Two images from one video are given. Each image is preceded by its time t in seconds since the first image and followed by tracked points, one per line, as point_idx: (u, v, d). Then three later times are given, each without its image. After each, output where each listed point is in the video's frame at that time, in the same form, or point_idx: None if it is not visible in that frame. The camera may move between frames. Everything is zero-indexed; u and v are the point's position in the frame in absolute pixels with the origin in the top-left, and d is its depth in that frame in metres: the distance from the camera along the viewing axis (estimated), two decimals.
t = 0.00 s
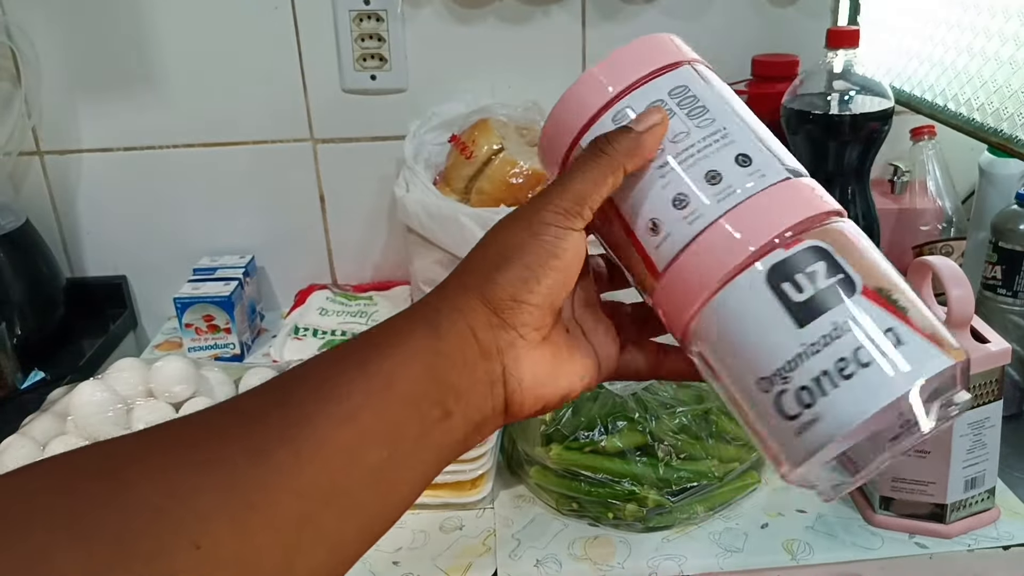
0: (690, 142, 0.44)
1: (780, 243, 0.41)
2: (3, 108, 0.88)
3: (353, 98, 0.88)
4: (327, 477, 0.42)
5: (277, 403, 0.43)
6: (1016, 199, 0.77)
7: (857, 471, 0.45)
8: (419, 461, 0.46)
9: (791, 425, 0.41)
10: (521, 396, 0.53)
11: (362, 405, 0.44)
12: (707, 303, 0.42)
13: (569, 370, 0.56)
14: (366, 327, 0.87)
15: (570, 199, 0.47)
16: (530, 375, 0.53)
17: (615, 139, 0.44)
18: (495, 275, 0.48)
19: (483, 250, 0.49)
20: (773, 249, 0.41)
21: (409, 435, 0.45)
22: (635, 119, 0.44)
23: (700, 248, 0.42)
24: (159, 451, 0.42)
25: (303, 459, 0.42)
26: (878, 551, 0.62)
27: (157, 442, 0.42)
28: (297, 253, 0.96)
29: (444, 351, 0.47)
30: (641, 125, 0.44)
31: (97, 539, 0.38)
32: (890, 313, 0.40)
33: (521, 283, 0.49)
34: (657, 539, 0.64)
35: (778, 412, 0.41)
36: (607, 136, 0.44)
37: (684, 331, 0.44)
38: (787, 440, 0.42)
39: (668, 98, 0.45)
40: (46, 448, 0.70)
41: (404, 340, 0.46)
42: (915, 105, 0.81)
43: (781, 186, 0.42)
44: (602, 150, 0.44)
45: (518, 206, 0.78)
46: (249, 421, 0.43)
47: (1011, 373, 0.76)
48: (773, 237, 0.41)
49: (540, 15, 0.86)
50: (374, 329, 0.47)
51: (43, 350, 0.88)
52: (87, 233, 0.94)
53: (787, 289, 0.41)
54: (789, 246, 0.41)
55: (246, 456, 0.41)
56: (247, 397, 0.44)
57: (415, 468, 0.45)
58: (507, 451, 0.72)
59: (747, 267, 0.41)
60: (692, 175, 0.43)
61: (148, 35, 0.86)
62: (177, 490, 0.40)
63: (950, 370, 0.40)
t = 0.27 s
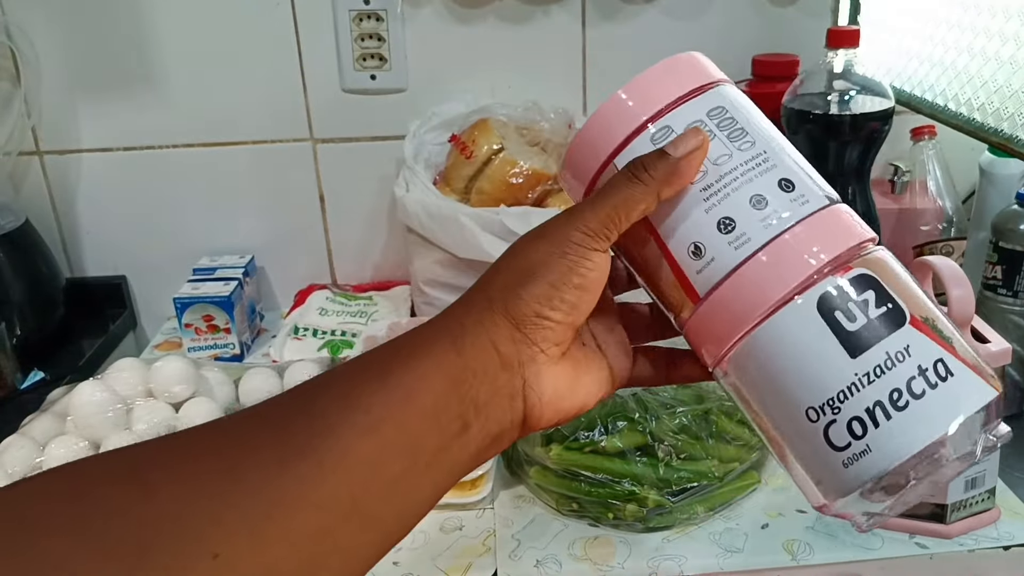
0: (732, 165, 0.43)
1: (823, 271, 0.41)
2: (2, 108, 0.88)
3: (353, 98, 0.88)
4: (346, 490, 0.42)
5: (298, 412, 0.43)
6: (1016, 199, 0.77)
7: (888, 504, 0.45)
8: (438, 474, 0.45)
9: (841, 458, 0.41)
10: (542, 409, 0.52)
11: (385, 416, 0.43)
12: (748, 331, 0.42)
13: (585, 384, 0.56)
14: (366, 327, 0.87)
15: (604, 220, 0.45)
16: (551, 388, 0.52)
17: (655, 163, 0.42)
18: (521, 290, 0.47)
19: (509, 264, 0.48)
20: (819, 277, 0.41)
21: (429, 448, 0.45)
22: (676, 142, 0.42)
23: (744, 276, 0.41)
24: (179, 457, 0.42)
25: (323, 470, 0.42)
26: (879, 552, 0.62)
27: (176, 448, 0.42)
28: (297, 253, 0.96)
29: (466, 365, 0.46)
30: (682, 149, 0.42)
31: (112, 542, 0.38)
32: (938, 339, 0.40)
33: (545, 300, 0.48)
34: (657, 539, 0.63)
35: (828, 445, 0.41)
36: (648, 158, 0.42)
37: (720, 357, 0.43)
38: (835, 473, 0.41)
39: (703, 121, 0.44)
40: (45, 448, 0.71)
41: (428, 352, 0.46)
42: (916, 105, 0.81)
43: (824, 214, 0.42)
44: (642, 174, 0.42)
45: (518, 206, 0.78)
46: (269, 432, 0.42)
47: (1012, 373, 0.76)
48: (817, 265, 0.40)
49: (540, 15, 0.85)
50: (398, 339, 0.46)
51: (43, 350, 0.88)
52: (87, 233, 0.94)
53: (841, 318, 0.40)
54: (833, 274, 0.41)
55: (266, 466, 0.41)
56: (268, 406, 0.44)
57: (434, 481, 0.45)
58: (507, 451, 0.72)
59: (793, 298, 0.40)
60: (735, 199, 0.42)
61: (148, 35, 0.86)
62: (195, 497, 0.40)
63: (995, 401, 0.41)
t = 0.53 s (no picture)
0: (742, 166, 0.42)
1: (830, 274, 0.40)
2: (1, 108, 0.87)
3: (352, 97, 0.88)
4: (339, 488, 0.42)
5: (296, 411, 0.43)
6: (1017, 198, 0.77)
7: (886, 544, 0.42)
8: (432, 476, 0.45)
9: (834, 469, 0.38)
10: (542, 413, 0.52)
11: (380, 416, 0.43)
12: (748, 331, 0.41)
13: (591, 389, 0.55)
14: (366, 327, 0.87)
15: (619, 219, 0.44)
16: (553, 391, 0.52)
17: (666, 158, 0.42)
18: (527, 292, 0.47)
19: (517, 266, 0.48)
20: (824, 280, 0.40)
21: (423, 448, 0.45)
22: (685, 137, 0.42)
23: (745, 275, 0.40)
24: (176, 453, 0.41)
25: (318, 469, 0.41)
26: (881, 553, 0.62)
27: (172, 445, 0.42)
28: (297, 253, 0.95)
29: (466, 366, 0.46)
30: (692, 145, 0.42)
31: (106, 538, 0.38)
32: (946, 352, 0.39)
33: (553, 302, 0.48)
34: (657, 539, 0.63)
35: (819, 454, 0.39)
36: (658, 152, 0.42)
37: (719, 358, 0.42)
38: (825, 487, 0.39)
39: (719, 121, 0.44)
40: (45, 448, 0.71)
41: (426, 353, 0.46)
42: (917, 104, 0.80)
43: (834, 220, 0.41)
44: (652, 171, 0.42)
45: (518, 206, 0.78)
46: (266, 431, 0.42)
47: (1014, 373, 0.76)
48: (824, 270, 0.39)
49: (540, 15, 0.85)
50: (398, 340, 0.46)
51: (42, 351, 0.88)
52: (86, 233, 0.94)
53: (843, 321, 0.39)
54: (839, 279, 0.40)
55: (261, 464, 0.41)
56: (265, 404, 0.44)
57: (428, 482, 0.45)
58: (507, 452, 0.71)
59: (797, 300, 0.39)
60: (741, 198, 0.42)
61: (148, 34, 0.86)
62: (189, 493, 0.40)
63: (1009, 426, 0.38)
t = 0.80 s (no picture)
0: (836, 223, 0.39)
1: (933, 352, 0.35)
2: None
3: (352, 97, 0.88)
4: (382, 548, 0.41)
5: (348, 465, 0.42)
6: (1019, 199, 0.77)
7: None
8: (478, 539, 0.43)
9: (927, 572, 0.35)
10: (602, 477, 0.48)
11: (434, 477, 0.42)
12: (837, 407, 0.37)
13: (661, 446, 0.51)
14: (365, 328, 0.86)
15: (689, 272, 0.42)
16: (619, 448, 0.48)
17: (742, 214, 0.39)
18: (585, 350, 0.44)
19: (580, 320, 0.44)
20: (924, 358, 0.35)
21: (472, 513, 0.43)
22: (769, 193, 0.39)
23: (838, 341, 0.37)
24: (222, 494, 0.41)
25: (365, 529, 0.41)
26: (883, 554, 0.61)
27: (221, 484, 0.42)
28: (296, 253, 0.95)
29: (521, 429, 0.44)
30: (774, 200, 0.39)
31: None
32: None
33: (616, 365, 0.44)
34: (658, 541, 0.63)
35: (914, 558, 0.35)
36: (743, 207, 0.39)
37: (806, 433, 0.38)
38: None
39: (810, 172, 0.40)
40: (43, 448, 0.70)
41: (480, 410, 0.44)
42: (918, 104, 0.80)
43: (939, 288, 0.37)
44: (727, 224, 0.40)
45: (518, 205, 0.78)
46: (315, 484, 0.42)
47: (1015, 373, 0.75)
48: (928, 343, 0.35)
49: (540, 14, 0.85)
50: (453, 390, 0.45)
51: (41, 351, 0.87)
52: (85, 233, 0.94)
53: (940, 411, 0.34)
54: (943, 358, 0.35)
55: (310, 524, 0.40)
56: (315, 452, 0.43)
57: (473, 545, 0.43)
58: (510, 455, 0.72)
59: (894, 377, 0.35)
60: (831, 258, 0.38)
61: (146, 33, 0.85)
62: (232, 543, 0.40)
63: None
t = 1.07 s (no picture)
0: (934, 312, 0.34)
1: None
2: (6, 109, 0.88)
3: (354, 99, 0.89)
4: None
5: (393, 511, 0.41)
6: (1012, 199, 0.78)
7: None
8: None
9: None
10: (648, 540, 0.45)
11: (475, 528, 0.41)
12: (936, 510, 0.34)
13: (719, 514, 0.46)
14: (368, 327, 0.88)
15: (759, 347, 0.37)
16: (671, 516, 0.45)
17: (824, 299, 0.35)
18: (634, 414, 0.41)
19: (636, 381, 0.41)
20: None
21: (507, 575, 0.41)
22: (861, 279, 0.34)
23: (942, 447, 0.33)
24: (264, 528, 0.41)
25: None
26: (877, 549, 0.62)
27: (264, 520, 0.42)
28: (300, 253, 0.96)
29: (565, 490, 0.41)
30: (866, 285, 0.34)
31: None
32: None
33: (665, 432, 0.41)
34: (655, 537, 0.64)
35: None
36: (823, 291, 0.35)
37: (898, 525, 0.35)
38: None
39: (901, 250, 0.35)
40: (50, 446, 0.72)
41: (526, 466, 0.42)
42: (913, 106, 0.82)
43: None
44: (806, 306, 0.35)
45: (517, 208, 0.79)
46: (354, 529, 0.41)
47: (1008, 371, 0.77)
48: None
49: (540, 18, 0.86)
50: (501, 442, 0.43)
51: (47, 350, 0.89)
52: (91, 233, 0.95)
53: None
54: None
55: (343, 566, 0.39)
56: (363, 497, 0.42)
57: None
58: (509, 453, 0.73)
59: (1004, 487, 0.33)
60: (929, 354, 0.33)
61: (151, 36, 0.87)
62: None
63: None
